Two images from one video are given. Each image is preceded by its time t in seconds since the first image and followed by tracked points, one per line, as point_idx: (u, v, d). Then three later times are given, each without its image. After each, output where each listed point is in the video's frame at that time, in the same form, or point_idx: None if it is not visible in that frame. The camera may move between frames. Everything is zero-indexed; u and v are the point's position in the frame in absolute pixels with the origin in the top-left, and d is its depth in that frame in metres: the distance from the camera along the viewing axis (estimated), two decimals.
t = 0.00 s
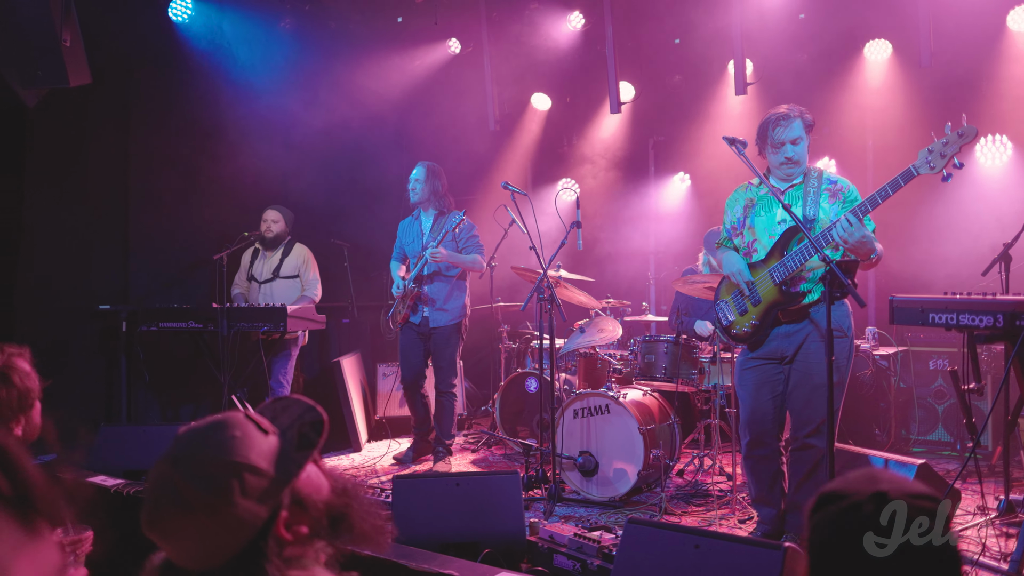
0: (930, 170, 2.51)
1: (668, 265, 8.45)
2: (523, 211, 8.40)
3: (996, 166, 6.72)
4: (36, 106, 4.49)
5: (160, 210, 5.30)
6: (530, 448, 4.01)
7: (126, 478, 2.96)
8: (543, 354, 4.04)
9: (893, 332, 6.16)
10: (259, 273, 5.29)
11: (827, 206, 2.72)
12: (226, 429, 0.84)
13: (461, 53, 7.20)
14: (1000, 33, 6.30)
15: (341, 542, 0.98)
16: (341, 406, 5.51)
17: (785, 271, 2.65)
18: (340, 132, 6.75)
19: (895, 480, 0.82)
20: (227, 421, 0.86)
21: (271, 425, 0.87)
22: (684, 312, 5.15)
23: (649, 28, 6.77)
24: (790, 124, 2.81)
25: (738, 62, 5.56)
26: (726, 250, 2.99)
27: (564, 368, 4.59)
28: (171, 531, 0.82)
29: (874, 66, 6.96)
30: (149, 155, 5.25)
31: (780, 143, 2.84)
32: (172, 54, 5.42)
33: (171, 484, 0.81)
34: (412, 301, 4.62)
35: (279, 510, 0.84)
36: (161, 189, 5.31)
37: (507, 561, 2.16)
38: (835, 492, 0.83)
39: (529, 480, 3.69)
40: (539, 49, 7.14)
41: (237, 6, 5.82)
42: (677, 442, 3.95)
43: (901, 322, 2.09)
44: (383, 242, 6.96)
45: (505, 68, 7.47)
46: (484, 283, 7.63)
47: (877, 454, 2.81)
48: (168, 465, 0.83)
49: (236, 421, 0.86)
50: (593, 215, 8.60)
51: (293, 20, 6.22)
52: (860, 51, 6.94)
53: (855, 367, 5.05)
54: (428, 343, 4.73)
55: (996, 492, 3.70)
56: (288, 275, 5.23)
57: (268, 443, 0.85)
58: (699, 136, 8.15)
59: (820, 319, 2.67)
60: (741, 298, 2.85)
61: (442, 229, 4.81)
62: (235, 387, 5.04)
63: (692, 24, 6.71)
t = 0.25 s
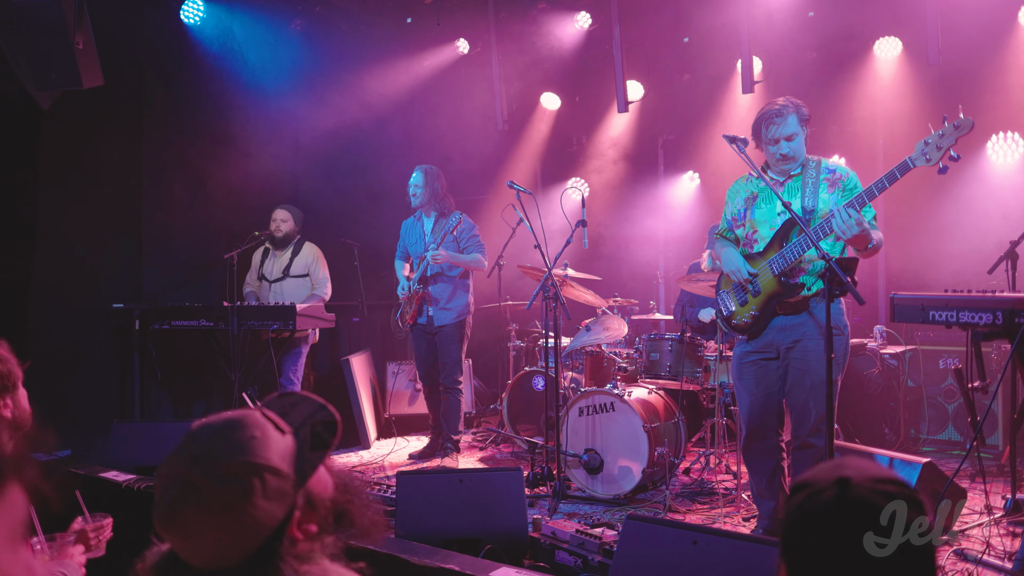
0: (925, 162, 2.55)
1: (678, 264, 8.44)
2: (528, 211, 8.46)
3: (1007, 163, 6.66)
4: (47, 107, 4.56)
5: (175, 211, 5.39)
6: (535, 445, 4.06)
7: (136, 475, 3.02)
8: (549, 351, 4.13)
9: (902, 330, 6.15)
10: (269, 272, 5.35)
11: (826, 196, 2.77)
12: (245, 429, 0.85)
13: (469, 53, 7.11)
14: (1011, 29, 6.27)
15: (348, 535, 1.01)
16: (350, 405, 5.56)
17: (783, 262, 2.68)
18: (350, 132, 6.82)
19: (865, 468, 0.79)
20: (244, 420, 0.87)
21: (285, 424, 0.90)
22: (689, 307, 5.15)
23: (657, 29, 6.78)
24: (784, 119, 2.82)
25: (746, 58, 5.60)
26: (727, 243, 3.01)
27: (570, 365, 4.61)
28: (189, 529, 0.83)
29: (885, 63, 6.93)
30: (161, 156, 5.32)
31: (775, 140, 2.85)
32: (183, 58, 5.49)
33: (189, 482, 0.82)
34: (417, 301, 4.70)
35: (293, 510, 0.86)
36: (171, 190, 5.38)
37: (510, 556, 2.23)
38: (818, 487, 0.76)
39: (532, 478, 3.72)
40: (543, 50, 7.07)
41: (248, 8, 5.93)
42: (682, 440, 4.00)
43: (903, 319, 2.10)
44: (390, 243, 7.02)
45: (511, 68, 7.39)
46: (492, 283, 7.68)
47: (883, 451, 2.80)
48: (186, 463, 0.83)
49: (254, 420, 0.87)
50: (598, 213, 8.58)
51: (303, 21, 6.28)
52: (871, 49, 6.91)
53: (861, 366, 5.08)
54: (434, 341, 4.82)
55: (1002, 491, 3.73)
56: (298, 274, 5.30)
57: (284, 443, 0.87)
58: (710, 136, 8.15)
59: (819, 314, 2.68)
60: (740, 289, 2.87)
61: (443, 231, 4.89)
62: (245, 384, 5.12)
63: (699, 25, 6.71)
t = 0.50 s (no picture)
0: (922, 161, 2.61)
1: (684, 262, 8.60)
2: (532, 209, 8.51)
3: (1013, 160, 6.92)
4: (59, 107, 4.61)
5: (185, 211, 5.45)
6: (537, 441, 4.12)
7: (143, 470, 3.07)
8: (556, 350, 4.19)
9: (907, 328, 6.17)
10: (277, 270, 5.41)
11: (824, 193, 2.81)
12: (265, 420, 0.86)
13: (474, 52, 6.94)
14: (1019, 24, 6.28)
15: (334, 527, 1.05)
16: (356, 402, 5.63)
17: (779, 260, 2.71)
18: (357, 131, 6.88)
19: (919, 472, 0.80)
20: (262, 411, 0.88)
21: (299, 416, 0.93)
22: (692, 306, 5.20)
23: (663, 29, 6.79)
24: (780, 117, 2.83)
25: (749, 55, 5.64)
26: (725, 240, 3.08)
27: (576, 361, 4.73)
28: (209, 515, 0.83)
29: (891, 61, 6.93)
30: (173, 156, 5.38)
31: (771, 139, 2.87)
32: (192, 58, 5.54)
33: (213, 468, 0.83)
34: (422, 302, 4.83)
35: (304, 500, 0.89)
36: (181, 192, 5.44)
37: (509, 550, 2.32)
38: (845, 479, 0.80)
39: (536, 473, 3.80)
40: (547, 48, 7.04)
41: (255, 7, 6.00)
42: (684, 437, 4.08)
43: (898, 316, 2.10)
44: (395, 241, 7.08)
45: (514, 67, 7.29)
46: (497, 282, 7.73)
47: (883, 447, 2.84)
48: (209, 450, 0.84)
49: (272, 413, 0.89)
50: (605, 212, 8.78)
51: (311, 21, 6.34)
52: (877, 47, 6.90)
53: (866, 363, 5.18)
54: (438, 336, 4.91)
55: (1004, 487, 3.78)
56: (305, 272, 5.36)
57: (299, 434, 0.89)
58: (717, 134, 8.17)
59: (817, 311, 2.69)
60: (737, 287, 2.92)
61: (442, 232, 4.95)
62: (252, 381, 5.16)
63: (706, 24, 6.71)
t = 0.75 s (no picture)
0: (908, 166, 2.64)
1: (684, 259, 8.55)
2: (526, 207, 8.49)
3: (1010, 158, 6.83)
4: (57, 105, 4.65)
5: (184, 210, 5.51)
6: (532, 438, 4.18)
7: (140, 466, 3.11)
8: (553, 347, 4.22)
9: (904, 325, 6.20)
10: (276, 268, 5.44)
11: (815, 201, 2.81)
12: (243, 400, 0.93)
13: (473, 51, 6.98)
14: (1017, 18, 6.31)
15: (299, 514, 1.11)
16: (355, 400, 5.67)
17: (769, 265, 2.73)
18: (356, 130, 6.91)
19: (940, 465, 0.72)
20: (236, 392, 0.95)
21: (268, 398, 1.00)
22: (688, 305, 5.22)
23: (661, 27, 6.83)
24: (775, 121, 2.85)
25: (746, 54, 5.67)
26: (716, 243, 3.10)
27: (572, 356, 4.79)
28: (192, 493, 0.88)
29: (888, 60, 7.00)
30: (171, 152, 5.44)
31: (765, 142, 2.88)
32: (187, 55, 5.58)
33: (197, 445, 0.88)
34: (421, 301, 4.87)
35: (280, 476, 0.96)
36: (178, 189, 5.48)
37: (502, 545, 2.39)
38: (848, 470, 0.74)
39: (531, 470, 3.85)
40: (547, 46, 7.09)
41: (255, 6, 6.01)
42: (679, 434, 4.14)
43: (889, 311, 2.12)
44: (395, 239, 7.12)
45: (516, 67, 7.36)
46: (496, 280, 7.77)
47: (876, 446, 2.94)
48: (189, 431, 0.89)
49: (247, 393, 0.96)
50: (602, 211, 8.81)
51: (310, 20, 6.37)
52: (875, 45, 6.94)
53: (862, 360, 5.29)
54: (436, 332, 4.95)
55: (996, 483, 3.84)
56: (305, 271, 5.38)
57: (273, 413, 0.96)
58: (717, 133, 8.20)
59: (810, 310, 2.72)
60: (730, 292, 2.93)
61: (438, 230, 4.99)
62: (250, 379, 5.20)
63: (703, 22, 6.74)
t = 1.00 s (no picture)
0: (900, 156, 2.66)
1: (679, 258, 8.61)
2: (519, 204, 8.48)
3: (1004, 157, 6.99)
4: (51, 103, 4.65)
5: (179, 211, 5.53)
6: (526, 436, 4.20)
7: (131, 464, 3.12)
8: (547, 345, 4.24)
9: (896, 324, 6.23)
10: (271, 267, 5.46)
11: (804, 191, 2.82)
12: (200, 382, 1.05)
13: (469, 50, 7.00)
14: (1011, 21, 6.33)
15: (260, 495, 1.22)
16: (349, 399, 5.69)
17: (759, 256, 2.74)
18: (352, 130, 6.93)
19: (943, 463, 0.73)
20: (192, 377, 1.06)
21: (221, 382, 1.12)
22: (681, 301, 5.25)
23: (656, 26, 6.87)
24: (769, 110, 2.87)
25: (739, 53, 5.70)
26: (706, 235, 3.12)
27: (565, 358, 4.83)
28: (160, 468, 0.98)
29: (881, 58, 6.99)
30: (166, 152, 5.46)
31: (759, 132, 2.90)
32: (181, 53, 5.58)
33: (161, 424, 0.99)
34: (416, 299, 4.87)
35: (240, 449, 1.07)
36: (174, 189, 5.51)
37: (494, 542, 2.42)
38: (848, 467, 0.75)
39: (525, 469, 3.86)
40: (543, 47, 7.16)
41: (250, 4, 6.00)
42: (672, 431, 4.15)
43: (877, 308, 2.13)
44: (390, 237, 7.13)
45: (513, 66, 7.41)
46: (490, 279, 7.80)
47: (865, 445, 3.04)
48: (152, 412, 1.00)
49: (202, 376, 1.07)
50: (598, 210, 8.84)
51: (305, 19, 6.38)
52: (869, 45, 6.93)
53: (854, 358, 5.39)
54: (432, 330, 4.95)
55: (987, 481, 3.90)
56: (299, 269, 5.40)
57: (229, 394, 1.08)
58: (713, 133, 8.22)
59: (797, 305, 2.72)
60: (718, 281, 2.93)
61: (433, 227, 4.99)
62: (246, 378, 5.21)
63: (699, 22, 6.75)
